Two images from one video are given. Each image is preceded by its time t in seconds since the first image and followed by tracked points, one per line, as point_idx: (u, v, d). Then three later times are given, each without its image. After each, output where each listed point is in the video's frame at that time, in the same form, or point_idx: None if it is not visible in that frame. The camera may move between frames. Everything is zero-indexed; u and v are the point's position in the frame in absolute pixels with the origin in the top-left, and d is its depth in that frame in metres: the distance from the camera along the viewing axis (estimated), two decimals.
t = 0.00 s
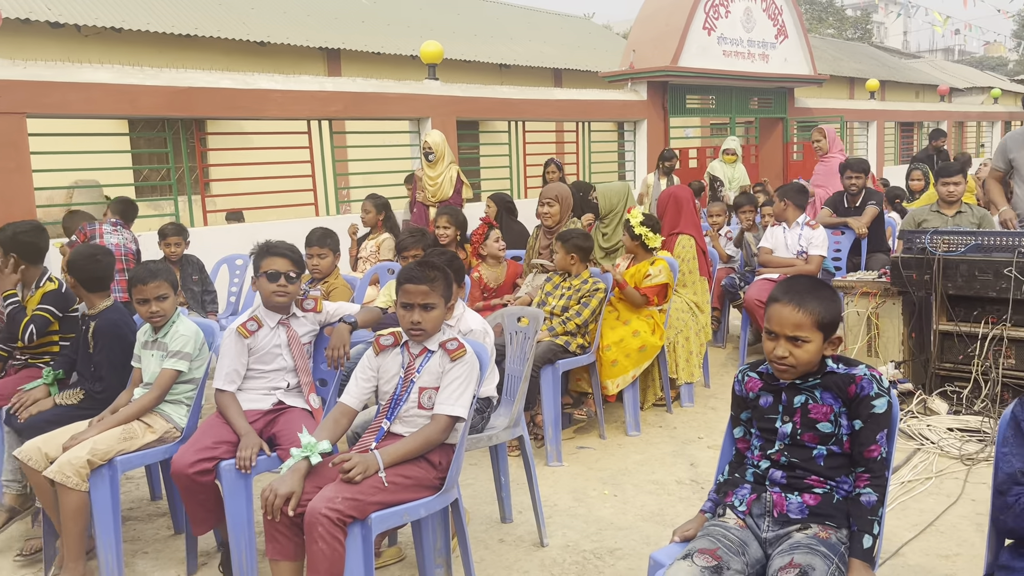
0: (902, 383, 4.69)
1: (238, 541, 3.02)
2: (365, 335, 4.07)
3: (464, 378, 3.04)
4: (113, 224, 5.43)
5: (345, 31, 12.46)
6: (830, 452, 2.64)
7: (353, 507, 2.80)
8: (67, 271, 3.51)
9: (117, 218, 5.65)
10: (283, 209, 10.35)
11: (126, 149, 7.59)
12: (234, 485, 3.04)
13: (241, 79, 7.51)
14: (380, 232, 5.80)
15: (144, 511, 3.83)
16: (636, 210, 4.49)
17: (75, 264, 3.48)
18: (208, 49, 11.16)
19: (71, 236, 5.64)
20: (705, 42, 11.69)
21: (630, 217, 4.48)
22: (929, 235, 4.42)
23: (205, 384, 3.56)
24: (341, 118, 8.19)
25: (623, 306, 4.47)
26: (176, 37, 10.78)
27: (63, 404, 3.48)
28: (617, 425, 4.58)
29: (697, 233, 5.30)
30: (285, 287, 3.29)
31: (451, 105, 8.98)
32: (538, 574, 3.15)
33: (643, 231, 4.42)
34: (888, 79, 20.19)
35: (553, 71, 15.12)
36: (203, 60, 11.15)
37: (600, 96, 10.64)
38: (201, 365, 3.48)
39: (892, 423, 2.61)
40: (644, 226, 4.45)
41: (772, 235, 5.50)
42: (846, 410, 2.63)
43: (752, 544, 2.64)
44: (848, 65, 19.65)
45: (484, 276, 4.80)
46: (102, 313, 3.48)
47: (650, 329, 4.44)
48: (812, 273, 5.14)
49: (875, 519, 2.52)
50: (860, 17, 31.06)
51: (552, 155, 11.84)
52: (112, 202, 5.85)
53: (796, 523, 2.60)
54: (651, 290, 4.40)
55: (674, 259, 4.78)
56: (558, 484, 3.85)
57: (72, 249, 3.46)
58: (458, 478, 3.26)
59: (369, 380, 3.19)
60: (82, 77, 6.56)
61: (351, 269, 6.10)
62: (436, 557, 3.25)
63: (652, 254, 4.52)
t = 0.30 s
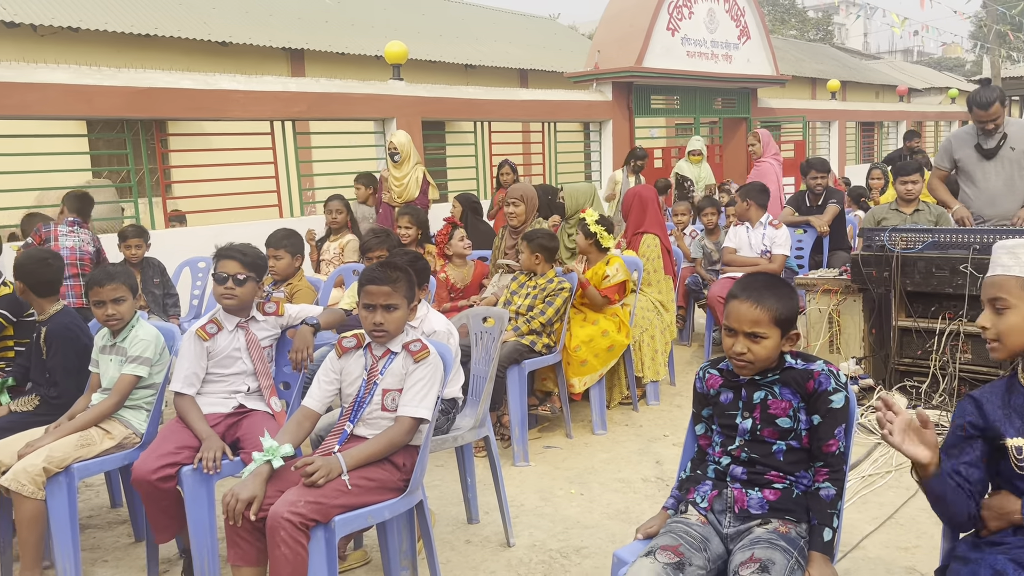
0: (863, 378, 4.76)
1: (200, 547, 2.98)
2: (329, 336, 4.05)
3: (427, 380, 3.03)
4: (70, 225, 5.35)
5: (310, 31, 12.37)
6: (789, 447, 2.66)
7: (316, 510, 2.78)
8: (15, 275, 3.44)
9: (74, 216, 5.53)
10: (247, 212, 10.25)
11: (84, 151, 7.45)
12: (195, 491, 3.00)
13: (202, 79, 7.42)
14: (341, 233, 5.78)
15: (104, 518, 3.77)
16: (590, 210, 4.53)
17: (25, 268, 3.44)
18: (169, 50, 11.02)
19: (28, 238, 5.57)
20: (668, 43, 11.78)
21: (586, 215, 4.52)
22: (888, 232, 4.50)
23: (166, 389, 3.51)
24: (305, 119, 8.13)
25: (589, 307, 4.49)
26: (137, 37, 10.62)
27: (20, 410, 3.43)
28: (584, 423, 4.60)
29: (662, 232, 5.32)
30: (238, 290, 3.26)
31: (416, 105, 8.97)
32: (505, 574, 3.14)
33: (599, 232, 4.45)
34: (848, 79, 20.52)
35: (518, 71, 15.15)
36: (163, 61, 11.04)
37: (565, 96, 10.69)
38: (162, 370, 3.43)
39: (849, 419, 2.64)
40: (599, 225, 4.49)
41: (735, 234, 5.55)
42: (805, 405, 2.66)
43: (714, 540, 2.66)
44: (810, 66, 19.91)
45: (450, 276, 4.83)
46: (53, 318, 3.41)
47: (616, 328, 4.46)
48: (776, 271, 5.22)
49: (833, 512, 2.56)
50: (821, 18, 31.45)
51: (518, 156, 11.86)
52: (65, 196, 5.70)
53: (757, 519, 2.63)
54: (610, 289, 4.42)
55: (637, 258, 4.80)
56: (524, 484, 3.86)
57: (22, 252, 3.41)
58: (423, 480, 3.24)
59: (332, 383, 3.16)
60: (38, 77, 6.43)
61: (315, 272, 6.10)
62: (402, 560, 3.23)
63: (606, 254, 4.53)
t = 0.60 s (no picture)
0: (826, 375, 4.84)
1: (163, 556, 2.94)
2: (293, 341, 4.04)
3: (393, 383, 3.02)
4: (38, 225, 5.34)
5: (274, 34, 12.28)
6: (751, 445, 2.70)
7: (280, 516, 2.75)
8: None
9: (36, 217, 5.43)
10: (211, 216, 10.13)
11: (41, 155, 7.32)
12: (157, 499, 2.96)
13: (163, 82, 7.32)
14: (300, 235, 5.75)
15: (65, 528, 3.71)
16: (546, 216, 4.55)
17: None
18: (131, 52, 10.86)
19: None
20: (633, 45, 11.86)
21: (540, 222, 4.54)
22: (848, 232, 4.58)
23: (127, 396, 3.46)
24: (268, 122, 8.05)
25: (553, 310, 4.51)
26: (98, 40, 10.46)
27: None
28: (551, 425, 4.61)
29: (628, 232, 5.32)
30: (202, 291, 3.24)
31: (382, 108, 8.95)
32: None
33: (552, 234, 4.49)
34: (810, 81, 20.80)
35: (484, 74, 15.15)
36: (124, 63, 10.90)
37: (531, 98, 10.73)
38: (122, 376, 3.38)
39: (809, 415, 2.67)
40: (554, 231, 4.51)
41: (699, 236, 5.63)
42: (765, 403, 2.69)
43: (678, 538, 2.68)
44: (773, 68, 20.12)
45: (418, 278, 4.85)
46: (8, 324, 3.38)
47: (580, 333, 4.49)
48: (740, 273, 5.29)
49: (795, 508, 2.59)
50: (783, 21, 31.78)
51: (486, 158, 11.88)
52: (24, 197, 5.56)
53: (720, 516, 2.66)
54: (571, 296, 4.39)
55: (601, 259, 4.83)
56: (493, 485, 3.86)
57: None
58: (390, 483, 3.23)
59: (296, 388, 3.14)
60: None
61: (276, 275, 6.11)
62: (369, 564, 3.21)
63: (565, 259, 4.54)
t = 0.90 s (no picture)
0: (790, 374, 4.91)
1: (126, 567, 2.89)
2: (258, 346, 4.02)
3: (358, 387, 3.01)
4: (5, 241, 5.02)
5: (238, 36, 12.15)
6: (715, 444, 2.73)
7: (245, 524, 2.73)
8: None
9: None
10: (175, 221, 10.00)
11: None
12: (119, 509, 2.92)
13: (123, 85, 7.20)
14: (265, 241, 5.74)
15: (25, 540, 3.63)
16: (512, 219, 4.56)
17: None
18: (91, 55, 10.68)
19: None
20: (598, 48, 11.91)
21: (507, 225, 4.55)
22: (811, 231, 4.65)
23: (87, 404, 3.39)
24: (232, 125, 7.97)
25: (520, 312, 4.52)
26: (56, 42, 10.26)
27: None
28: (520, 426, 4.63)
29: (594, 233, 5.38)
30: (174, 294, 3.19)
31: (348, 110, 8.90)
32: None
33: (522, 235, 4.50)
34: (774, 83, 21.06)
35: (451, 76, 15.14)
36: (85, 66, 10.71)
37: (498, 100, 10.74)
38: (82, 383, 3.32)
39: (770, 414, 2.71)
40: (522, 235, 4.53)
41: (664, 238, 5.66)
42: (729, 403, 2.73)
43: (643, 537, 2.69)
44: (737, 70, 20.34)
45: (381, 278, 4.84)
46: None
47: (549, 334, 4.50)
48: (706, 274, 5.37)
49: (758, 506, 2.62)
50: (748, 23, 32.07)
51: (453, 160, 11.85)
52: None
53: (685, 515, 2.67)
54: (539, 298, 4.46)
55: (568, 260, 4.84)
56: (462, 489, 3.86)
57: None
58: (357, 488, 3.20)
59: (260, 394, 3.12)
60: None
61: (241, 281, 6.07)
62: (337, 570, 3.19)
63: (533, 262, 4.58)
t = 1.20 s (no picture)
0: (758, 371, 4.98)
1: None
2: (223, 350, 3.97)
3: (324, 389, 3.00)
4: None
5: (202, 38, 12.01)
6: (680, 442, 2.75)
7: (211, 530, 2.69)
8: None
9: None
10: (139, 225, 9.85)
11: None
12: (82, 517, 2.88)
13: (84, 87, 7.08)
14: (241, 244, 5.67)
15: None
16: (482, 222, 4.48)
17: None
18: (51, 57, 10.48)
19: None
20: (566, 49, 11.96)
21: (475, 229, 4.47)
22: (775, 230, 4.69)
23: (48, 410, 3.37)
24: (196, 127, 7.88)
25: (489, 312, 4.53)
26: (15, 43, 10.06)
27: None
28: (490, 427, 4.63)
29: (563, 233, 5.38)
30: (138, 298, 3.15)
31: (314, 112, 8.85)
32: None
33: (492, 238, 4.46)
34: (739, 83, 21.28)
35: (418, 77, 15.10)
36: (45, 67, 10.51)
37: (466, 101, 10.75)
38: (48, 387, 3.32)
39: (735, 412, 2.75)
40: (490, 238, 4.48)
41: (633, 239, 5.70)
42: (694, 400, 2.76)
43: (611, 536, 2.68)
44: (704, 70, 20.50)
45: (346, 278, 4.98)
46: None
47: (516, 331, 4.52)
48: (674, 272, 5.43)
49: (724, 502, 2.65)
50: (713, 24, 32.34)
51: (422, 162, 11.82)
52: None
53: (652, 513, 2.68)
54: (508, 297, 4.49)
55: (537, 261, 4.87)
56: (432, 491, 3.85)
57: None
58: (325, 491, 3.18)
59: (224, 399, 3.08)
60: None
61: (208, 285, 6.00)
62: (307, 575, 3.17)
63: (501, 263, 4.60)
